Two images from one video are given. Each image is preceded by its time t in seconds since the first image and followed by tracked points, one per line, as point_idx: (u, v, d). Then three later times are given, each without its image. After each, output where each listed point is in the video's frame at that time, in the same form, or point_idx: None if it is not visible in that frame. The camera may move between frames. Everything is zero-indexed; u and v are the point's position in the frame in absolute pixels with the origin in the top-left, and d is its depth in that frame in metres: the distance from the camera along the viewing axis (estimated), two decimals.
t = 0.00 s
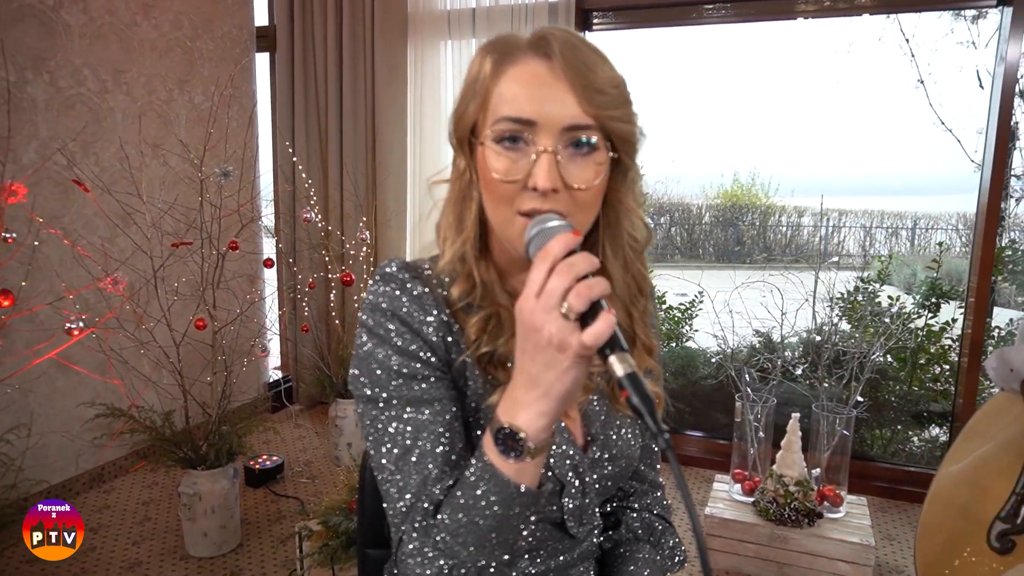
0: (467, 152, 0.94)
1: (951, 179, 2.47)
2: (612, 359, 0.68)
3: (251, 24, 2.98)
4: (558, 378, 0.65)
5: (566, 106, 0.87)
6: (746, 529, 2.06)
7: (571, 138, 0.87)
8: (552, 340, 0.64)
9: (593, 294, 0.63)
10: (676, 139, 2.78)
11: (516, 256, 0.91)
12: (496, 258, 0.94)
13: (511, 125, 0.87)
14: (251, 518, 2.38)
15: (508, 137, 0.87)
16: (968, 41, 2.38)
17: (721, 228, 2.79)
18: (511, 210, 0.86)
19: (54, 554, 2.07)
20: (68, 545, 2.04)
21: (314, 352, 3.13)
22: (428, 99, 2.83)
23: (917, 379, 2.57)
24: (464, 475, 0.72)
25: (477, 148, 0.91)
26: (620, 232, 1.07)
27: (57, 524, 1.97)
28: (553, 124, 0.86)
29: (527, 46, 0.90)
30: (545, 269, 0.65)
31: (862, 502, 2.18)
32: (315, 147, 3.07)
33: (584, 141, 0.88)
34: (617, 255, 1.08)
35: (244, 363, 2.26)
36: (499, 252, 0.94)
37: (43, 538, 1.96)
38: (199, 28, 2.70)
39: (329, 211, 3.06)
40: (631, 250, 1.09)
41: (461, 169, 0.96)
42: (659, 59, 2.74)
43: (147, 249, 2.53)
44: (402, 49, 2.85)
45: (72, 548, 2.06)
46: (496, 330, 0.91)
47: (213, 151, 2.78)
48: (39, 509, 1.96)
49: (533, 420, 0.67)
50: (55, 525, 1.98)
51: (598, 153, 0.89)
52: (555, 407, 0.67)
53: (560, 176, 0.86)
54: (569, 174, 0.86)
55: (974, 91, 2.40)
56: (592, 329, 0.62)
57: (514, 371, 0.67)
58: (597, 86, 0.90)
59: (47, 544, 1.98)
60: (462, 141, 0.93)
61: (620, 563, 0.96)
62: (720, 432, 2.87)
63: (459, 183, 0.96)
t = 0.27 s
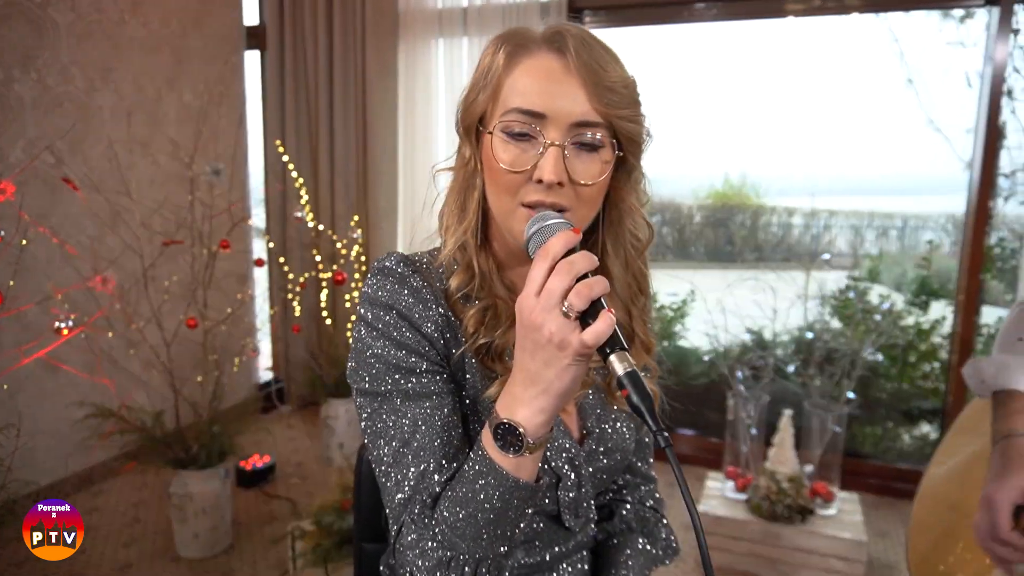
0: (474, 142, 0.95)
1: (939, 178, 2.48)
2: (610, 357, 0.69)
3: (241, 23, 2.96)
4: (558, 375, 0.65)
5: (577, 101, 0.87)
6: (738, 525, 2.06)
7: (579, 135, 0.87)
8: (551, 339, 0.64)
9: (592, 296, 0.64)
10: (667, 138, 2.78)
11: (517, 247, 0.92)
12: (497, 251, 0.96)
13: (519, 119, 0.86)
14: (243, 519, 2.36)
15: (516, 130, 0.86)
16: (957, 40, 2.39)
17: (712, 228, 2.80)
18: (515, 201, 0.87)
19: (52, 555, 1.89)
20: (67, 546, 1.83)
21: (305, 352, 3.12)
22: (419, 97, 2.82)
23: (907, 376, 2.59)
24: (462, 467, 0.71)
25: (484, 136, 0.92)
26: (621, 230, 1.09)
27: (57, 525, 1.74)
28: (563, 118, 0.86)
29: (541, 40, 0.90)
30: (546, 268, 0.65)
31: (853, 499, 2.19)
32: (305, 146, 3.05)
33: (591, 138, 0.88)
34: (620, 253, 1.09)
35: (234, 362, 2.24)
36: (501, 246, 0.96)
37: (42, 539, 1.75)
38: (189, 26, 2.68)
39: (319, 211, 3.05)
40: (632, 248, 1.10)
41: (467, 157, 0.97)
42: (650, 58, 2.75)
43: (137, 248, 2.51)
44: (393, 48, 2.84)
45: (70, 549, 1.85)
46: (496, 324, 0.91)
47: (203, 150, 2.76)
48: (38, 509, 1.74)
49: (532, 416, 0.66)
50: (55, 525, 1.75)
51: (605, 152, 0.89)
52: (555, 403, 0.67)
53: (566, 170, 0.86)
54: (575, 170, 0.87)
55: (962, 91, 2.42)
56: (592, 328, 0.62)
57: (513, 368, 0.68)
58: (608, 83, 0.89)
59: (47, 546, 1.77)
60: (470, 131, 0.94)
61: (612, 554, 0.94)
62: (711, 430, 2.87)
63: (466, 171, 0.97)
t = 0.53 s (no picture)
0: (480, 130, 0.97)
1: (920, 178, 2.53)
2: (613, 336, 0.72)
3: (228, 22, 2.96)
4: (559, 354, 0.68)
5: (582, 93, 0.90)
6: (724, 520, 2.09)
7: (582, 125, 0.90)
8: (553, 318, 0.66)
9: (593, 277, 0.67)
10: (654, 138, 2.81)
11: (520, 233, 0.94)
12: (498, 238, 0.98)
13: (526, 106, 0.89)
14: (231, 519, 2.36)
15: (522, 118, 0.90)
16: (938, 42, 2.43)
17: (699, 228, 2.83)
18: (518, 187, 0.89)
19: (52, 554, 1.84)
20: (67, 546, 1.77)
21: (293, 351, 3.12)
22: (407, 96, 2.83)
23: (890, 372, 2.64)
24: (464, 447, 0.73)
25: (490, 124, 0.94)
26: (620, 224, 1.12)
27: (56, 525, 1.69)
28: (569, 108, 0.89)
29: (551, 35, 0.93)
30: (547, 252, 0.69)
31: (837, 493, 2.22)
32: (293, 146, 3.05)
33: (593, 129, 0.91)
34: (620, 245, 1.13)
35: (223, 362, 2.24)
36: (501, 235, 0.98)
37: (42, 539, 1.70)
38: (175, 25, 2.67)
39: (307, 210, 3.05)
40: (632, 241, 1.13)
41: (472, 145, 0.99)
42: (637, 59, 2.77)
43: (125, 248, 2.51)
44: (381, 48, 2.85)
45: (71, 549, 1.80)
46: (496, 310, 0.92)
47: (191, 150, 2.76)
48: (38, 508, 1.69)
49: (533, 395, 0.69)
50: (55, 525, 1.70)
51: (607, 144, 0.92)
52: (555, 382, 0.69)
53: (569, 158, 0.88)
54: (579, 158, 0.89)
55: (942, 91, 2.47)
56: (594, 306, 0.65)
57: (514, 349, 0.70)
58: (613, 78, 0.93)
59: (47, 545, 1.72)
60: (477, 119, 0.96)
61: (604, 545, 0.96)
62: (698, 427, 2.90)
63: (470, 159, 0.99)
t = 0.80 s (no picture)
0: (481, 121, 1.00)
1: (895, 178, 2.59)
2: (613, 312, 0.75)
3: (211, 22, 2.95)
4: (559, 327, 0.71)
5: (584, 89, 0.94)
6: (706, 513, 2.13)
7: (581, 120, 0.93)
8: (557, 292, 0.69)
9: (598, 256, 0.71)
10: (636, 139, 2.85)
11: (516, 222, 0.96)
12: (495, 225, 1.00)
13: (530, 96, 0.93)
14: (217, 518, 2.37)
15: (525, 108, 0.93)
16: (911, 45, 2.49)
17: (680, 229, 2.88)
18: (518, 172, 0.92)
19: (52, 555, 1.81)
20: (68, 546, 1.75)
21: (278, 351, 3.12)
22: (391, 95, 2.85)
23: (866, 368, 2.70)
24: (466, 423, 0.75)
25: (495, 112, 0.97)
26: (615, 218, 1.15)
27: (56, 525, 1.67)
28: (570, 102, 0.93)
29: (557, 36, 0.98)
30: (552, 232, 0.72)
31: (816, 486, 2.27)
32: (277, 146, 3.06)
33: (590, 125, 0.94)
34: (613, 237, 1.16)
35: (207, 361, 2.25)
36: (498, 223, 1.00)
37: (42, 539, 1.68)
38: (158, 25, 2.67)
39: (291, 210, 3.06)
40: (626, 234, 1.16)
41: (475, 134, 1.02)
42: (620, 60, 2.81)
43: (110, 248, 2.51)
44: (365, 49, 2.87)
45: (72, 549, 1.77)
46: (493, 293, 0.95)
47: (175, 150, 2.76)
48: (38, 508, 1.66)
49: (535, 365, 0.72)
50: (54, 525, 1.68)
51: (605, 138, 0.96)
52: (556, 355, 0.72)
53: (568, 147, 0.92)
54: (579, 150, 0.93)
55: (916, 93, 2.53)
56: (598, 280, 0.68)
57: (516, 324, 0.73)
58: (612, 77, 0.98)
59: (46, 546, 1.70)
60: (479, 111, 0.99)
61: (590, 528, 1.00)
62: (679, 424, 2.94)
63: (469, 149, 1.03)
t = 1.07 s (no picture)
0: (491, 118, 1.03)
1: (867, 176, 2.65)
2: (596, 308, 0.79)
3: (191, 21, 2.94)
4: (546, 322, 0.74)
5: (598, 97, 1.01)
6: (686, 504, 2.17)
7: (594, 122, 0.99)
8: (546, 290, 0.72)
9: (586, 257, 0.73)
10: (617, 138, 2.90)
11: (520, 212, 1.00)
12: (490, 220, 1.03)
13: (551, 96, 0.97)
14: (201, 516, 2.37)
15: (546, 107, 0.97)
16: (883, 46, 2.56)
17: (660, 227, 2.93)
18: (535, 165, 0.96)
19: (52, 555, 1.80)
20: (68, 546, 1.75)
21: (261, 349, 3.13)
22: (375, 94, 2.87)
23: (841, 362, 2.77)
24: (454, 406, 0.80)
25: (509, 108, 1.00)
26: (606, 215, 1.24)
27: (56, 525, 1.67)
28: (587, 106, 0.99)
29: (573, 46, 1.04)
30: (544, 232, 0.75)
31: (792, 476, 2.32)
32: (260, 144, 3.06)
33: (599, 128, 1.01)
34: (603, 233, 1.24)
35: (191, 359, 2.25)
36: (493, 218, 1.03)
37: (42, 539, 1.68)
38: (139, 23, 2.66)
39: (274, 208, 3.06)
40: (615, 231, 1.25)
41: (481, 127, 1.04)
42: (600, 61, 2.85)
43: (93, 245, 2.50)
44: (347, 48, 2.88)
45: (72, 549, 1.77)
46: (484, 284, 0.98)
47: (157, 148, 2.75)
48: (37, 508, 1.66)
49: (521, 356, 0.75)
50: (54, 525, 1.68)
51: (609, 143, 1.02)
52: (541, 348, 0.75)
53: (585, 146, 0.97)
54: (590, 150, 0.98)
55: (887, 93, 2.59)
56: (586, 278, 0.71)
57: (505, 316, 0.76)
58: (614, 86, 1.07)
59: (46, 546, 1.70)
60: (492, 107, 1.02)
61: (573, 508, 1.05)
62: (659, 418, 2.99)
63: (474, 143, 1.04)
